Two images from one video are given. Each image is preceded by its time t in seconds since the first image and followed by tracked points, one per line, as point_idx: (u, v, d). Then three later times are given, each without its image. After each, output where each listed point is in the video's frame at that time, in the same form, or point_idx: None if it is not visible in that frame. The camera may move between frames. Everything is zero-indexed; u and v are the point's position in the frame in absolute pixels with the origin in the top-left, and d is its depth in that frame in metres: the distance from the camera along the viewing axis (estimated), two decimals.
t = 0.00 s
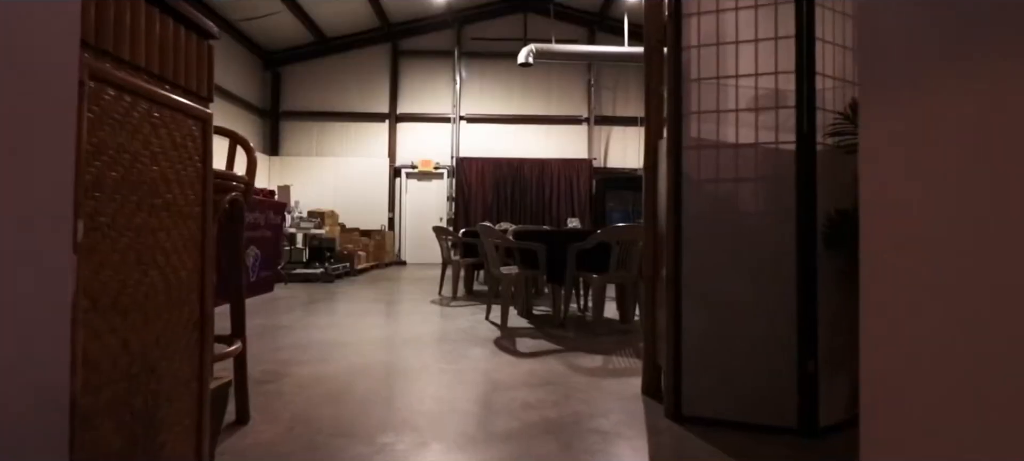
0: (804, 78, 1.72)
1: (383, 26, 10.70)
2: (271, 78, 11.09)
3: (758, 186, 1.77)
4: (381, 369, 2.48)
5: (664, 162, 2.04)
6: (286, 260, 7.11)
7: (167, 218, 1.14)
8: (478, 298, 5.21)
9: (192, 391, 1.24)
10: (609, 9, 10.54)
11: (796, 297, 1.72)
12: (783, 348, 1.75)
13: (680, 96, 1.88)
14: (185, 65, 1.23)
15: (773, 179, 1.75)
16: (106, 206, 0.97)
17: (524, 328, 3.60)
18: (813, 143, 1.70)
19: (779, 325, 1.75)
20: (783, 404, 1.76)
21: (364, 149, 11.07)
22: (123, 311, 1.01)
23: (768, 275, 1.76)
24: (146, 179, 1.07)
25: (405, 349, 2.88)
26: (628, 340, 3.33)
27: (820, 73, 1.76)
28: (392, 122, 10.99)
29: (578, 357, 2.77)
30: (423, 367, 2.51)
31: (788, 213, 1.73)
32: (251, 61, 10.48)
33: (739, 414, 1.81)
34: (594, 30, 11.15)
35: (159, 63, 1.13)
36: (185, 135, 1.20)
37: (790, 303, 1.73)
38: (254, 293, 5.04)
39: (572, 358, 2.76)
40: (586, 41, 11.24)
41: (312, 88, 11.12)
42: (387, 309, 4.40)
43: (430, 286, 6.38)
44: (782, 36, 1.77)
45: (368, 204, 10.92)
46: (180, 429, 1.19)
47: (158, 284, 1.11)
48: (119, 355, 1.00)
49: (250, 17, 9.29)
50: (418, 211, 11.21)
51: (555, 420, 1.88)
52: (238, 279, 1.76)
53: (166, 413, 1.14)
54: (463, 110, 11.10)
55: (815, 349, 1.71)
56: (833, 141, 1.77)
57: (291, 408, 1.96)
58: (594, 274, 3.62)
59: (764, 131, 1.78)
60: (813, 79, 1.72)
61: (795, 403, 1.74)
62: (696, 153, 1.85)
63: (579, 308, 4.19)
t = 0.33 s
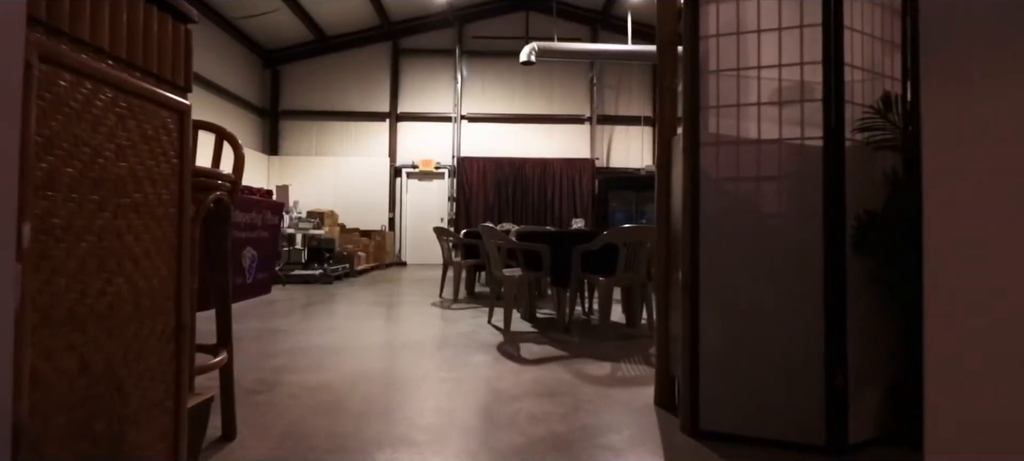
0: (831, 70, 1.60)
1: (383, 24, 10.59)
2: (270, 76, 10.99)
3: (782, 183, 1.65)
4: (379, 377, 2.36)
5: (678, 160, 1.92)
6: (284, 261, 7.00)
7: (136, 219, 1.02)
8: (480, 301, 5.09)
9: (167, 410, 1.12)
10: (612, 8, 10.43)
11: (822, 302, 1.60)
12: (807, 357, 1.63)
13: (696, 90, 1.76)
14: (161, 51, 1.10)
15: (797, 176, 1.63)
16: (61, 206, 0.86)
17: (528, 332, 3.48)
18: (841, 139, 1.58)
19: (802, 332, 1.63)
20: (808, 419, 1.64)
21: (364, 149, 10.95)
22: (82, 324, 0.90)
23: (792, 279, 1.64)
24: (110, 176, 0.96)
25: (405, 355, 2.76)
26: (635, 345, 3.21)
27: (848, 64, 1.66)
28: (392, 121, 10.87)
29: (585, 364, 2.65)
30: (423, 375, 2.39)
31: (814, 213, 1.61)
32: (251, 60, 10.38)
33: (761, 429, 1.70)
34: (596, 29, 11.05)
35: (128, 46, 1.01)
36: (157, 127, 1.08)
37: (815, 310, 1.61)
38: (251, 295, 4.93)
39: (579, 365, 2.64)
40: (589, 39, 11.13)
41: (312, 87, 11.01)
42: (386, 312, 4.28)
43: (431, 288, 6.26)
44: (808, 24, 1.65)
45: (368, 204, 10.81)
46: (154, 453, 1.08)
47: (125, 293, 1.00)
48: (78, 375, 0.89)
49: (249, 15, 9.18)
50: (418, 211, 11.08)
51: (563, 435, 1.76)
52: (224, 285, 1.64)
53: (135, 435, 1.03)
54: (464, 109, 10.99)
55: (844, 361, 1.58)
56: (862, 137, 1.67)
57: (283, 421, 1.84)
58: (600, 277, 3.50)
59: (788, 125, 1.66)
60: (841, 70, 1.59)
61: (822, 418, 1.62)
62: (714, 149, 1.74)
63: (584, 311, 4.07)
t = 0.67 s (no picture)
0: (862, 60, 1.48)
1: (383, 22, 10.47)
2: (269, 75, 10.88)
3: (807, 181, 1.54)
4: (378, 385, 2.25)
5: (693, 157, 1.80)
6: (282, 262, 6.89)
7: (98, 220, 0.91)
8: (481, 303, 4.98)
9: (138, 434, 1.01)
10: (614, 6, 10.32)
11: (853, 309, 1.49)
12: (837, 367, 1.52)
13: (715, 81, 1.63)
14: (130, 33, 0.99)
15: (825, 174, 1.52)
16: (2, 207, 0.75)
17: (531, 336, 3.37)
18: (874, 133, 1.46)
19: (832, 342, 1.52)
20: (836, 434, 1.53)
21: (363, 148, 10.82)
22: (29, 343, 0.78)
23: (819, 284, 1.53)
24: (65, 172, 0.85)
25: (405, 361, 2.65)
26: (642, 350, 3.09)
27: (879, 53, 1.56)
28: (392, 121, 10.76)
29: (592, 371, 2.54)
30: (423, 383, 2.28)
31: (843, 212, 1.50)
32: (249, 59, 10.27)
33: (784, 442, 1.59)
34: (598, 27, 10.94)
35: (91, 27, 0.89)
36: (125, 117, 0.97)
37: (845, 317, 1.50)
38: (247, 297, 4.82)
39: (585, 372, 2.53)
40: (591, 38, 11.01)
41: (311, 86, 10.90)
42: (386, 315, 4.18)
43: (431, 289, 6.14)
44: (836, 10, 1.54)
45: (368, 204, 10.70)
46: None
47: (85, 304, 0.88)
48: (24, 401, 0.78)
49: (247, 13, 9.06)
50: (418, 211, 10.96)
51: (571, 451, 1.64)
52: (205, 291, 1.51)
53: None
54: (465, 108, 10.89)
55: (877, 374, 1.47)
56: (894, 132, 1.57)
57: (274, 435, 1.73)
58: (605, 279, 3.38)
59: (814, 119, 1.54)
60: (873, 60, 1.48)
61: (851, 433, 1.51)
62: (734, 145, 1.62)
63: (589, 314, 3.95)
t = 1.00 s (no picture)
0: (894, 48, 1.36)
1: (383, 21, 10.37)
2: (268, 74, 10.77)
3: (835, 179, 1.43)
4: (375, 394, 2.14)
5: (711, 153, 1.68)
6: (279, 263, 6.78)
7: (49, 223, 0.80)
8: (482, 305, 4.86)
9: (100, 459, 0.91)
10: (616, 4, 10.20)
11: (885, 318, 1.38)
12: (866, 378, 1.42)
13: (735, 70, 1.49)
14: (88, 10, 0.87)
15: (854, 171, 1.40)
16: None
17: (535, 341, 3.26)
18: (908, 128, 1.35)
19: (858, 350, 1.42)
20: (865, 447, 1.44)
21: (363, 148, 10.71)
22: None
23: (847, 290, 1.42)
24: (8, 168, 0.74)
25: (404, 368, 2.54)
26: (650, 356, 2.98)
27: (912, 41, 1.48)
28: (392, 120, 10.64)
29: (599, 379, 2.43)
30: (422, 393, 2.17)
31: (872, 213, 1.38)
32: (247, 58, 10.16)
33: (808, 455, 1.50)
34: (600, 26, 10.84)
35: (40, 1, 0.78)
36: (83, 106, 0.86)
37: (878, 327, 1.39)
38: (243, 300, 4.71)
39: (592, 379, 2.42)
40: (592, 37, 10.91)
41: (310, 85, 10.78)
42: (385, 318, 4.07)
43: (432, 291, 6.02)
44: None
45: (368, 204, 10.58)
46: None
47: (34, 319, 0.78)
48: None
49: (245, 11, 8.96)
50: (418, 211, 10.83)
51: None
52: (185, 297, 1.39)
53: None
54: (465, 108, 10.78)
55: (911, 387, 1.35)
56: (928, 126, 1.48)
57: (262, 451, 1.62)
58: (611, 282, 3.27)
59: (843, 112, 1.44)
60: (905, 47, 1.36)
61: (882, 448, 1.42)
62: (755, 141, 1.51)
63: (593, 317, 3.84)
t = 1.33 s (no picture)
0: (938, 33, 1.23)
1: (382, 20, 10.27)
2: (266, 74, 10.66)
3: (870, 181, 1.31)
4: (370, 408, 2.02)
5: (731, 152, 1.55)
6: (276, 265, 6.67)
7: None
8: (483, 309, 4.74)
9: None
10: (618, 4, 10.10)
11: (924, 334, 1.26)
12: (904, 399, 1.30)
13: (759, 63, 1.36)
14: None
15: (891, 170, 1.30)
16: None
17: (538, 348, 3.14)
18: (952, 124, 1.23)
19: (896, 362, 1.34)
20: None
21: (363, 148, 10.60)
22: None
23: (883, 302, 1.30)
24: None
25: (401, 378, 2.42)
26: (659, 363, 2.86)
27: (954, 31, 1.36)
28: (392, 120, 10.53)
29: (606, 390, 2.31)
30: (420, 406, 2.06)
31: (910, 219, 1.28)
32: (246, 57, 10.05)
33: None
34: (602, 25, 10.74)
35: None
36: (30, 100, 0.75)
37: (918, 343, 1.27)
38: (239, 304, 4.59)
39: (599, 391, 2.29)
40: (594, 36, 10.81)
41: (309, 84, 10.67)
42: (383, 323, 3.94)
43: (431, 294, 5.91)
44: None
45: (368, 205, 10.46)
46: None
47: None
48: None
49: (243, 10, 8.84)
50: (419, 212, 10.71)
51: None
52: (163, 308, 1.27)
53: None
54: (466, 107, 10.67)
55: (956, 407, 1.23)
56: (971, 124, 1.36)
57: None
58: (617, 287, 3.15)
59: (878, 108, 1.34)
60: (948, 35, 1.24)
61: None
62: (783, 139, 1.38)
63: (598, 322, 3.71)
